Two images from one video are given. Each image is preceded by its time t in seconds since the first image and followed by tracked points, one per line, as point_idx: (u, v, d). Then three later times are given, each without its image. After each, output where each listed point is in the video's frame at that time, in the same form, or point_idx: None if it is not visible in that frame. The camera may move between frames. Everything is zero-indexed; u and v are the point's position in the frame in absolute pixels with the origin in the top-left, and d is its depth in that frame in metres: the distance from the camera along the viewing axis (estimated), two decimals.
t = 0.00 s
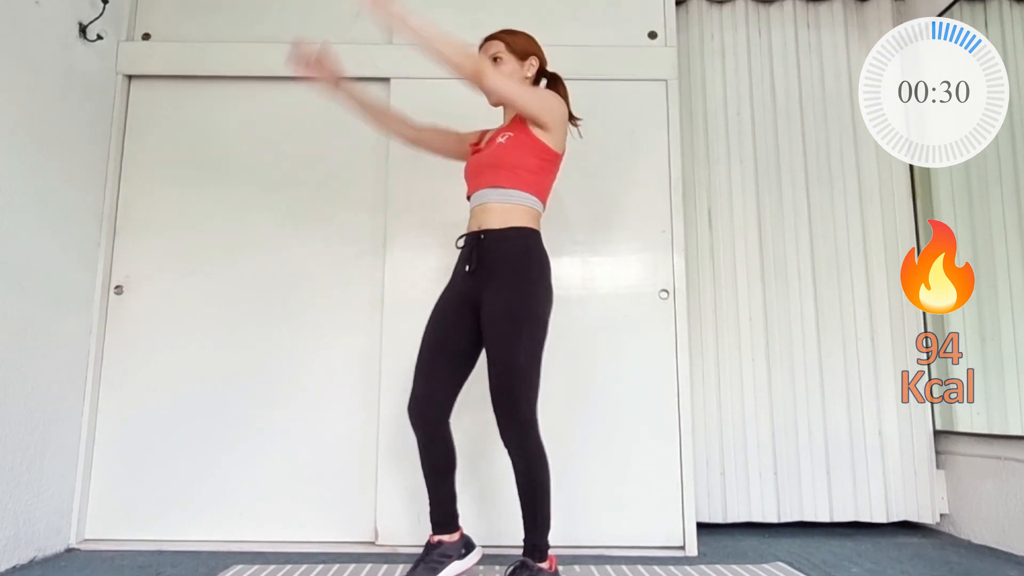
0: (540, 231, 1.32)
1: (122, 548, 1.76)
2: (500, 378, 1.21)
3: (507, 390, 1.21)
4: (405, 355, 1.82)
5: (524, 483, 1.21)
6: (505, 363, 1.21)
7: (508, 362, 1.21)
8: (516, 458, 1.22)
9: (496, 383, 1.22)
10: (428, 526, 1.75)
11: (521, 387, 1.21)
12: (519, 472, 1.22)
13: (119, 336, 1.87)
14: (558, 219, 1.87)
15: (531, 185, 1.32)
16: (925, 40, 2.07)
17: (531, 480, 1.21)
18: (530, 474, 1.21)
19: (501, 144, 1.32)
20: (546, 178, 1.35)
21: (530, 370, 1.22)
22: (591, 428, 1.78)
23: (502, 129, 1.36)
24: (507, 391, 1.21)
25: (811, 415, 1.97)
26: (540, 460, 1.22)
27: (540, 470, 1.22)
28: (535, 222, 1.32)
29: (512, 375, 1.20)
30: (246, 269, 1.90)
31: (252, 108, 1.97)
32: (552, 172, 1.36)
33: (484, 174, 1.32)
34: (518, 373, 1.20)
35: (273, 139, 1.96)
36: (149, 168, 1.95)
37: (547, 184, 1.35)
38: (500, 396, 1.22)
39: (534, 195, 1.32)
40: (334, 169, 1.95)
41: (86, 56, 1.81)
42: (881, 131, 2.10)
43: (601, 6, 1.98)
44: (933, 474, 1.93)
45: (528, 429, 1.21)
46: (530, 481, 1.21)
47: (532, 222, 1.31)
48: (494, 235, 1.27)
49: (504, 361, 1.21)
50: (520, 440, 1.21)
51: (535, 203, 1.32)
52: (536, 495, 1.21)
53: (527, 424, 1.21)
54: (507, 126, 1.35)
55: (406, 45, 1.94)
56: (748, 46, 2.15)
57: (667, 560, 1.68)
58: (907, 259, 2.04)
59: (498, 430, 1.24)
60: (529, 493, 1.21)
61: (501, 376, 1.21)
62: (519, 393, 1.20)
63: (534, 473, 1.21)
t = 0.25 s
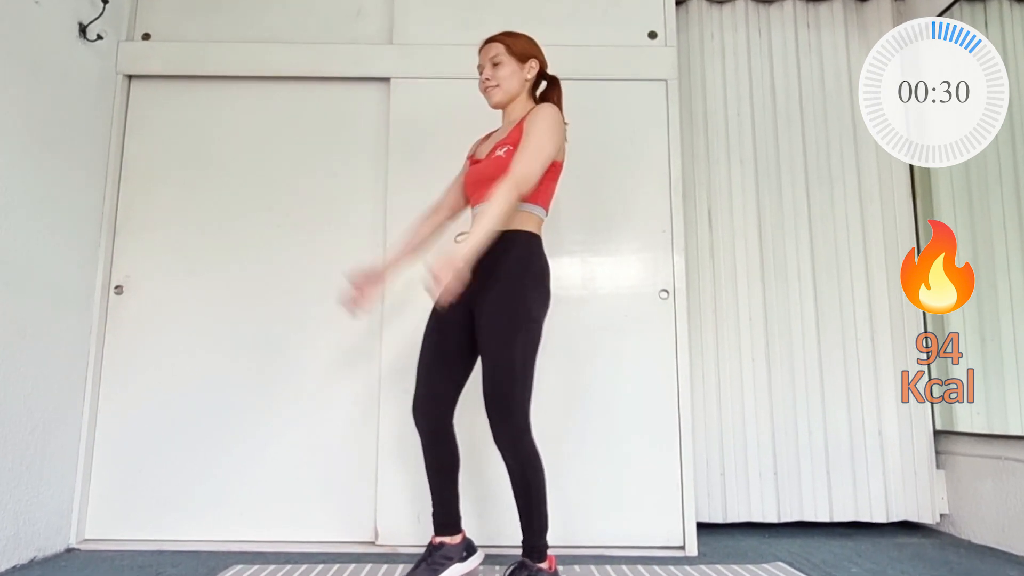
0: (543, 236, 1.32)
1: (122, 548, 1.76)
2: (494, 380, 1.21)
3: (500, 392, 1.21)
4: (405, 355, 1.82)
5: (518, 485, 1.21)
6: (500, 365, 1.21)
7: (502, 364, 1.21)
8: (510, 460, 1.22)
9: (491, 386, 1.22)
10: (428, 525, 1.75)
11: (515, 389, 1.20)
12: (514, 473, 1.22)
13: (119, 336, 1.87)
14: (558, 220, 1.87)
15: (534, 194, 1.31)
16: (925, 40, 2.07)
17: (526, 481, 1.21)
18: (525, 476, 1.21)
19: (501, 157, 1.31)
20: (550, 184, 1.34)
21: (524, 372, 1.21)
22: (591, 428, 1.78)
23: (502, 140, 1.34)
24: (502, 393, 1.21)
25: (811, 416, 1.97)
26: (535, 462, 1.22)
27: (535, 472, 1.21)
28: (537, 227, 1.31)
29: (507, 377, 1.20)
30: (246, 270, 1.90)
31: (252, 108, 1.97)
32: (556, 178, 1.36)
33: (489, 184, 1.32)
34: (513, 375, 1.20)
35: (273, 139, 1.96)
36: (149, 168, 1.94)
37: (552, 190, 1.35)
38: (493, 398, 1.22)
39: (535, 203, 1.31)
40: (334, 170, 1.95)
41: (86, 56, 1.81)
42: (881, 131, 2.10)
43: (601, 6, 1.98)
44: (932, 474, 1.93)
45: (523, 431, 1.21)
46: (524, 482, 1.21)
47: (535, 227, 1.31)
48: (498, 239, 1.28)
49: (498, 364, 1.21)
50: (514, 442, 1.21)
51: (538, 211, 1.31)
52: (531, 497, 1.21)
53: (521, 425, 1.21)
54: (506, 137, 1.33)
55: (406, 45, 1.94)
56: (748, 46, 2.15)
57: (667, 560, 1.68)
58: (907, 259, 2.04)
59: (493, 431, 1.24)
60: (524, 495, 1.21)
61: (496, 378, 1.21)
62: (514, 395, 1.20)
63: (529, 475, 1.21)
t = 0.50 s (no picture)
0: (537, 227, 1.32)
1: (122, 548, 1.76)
2: (512, 378, 1.21)
3: (518, 390, 1.21)
4: (405, 355, 1.82)
5: (533, 483, 1.21)
6: (516, 364, 1.21)
7: (519, 363, 1.21)
8: (526, 458, 1.23)
9: (508, 384, 1.22)
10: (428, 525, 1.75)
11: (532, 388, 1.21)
12: (529, 471, 1.22)
13: (119, 336, 1.87)
14: (558, 219, 1.87)
15: (523, 180, 1.31)
16: (925, 40, 2.07)
17: (540, 480, 1.21)
18: (539, 474, 1.21)
19: (492, 140, 1.32)
20: (541, 172, 1.34)
21: (541, 371, 1.22)
22: (591, 428, 1.78)
23: (496, 124, 1.35)
24: (517, 391, 1.21)
25: (811, 416, 1.97)
26: (549, 460, 1.22)
27: (549, 470, 1.22)
28: (530, 219, 1.31)
29: (523, 376, 1.21)
30: (246, 270, 1.90)
31: (251, 108, 1.97)
32: (547, 166, 1.36)
33: (479, 169, 1.33)
34: (529, 373, 1.21)
35: (273, 139, 1.96)
36: (149, 168, 1.95)
37: (542, 178, 1.35)
38: (511, 396, 1.22)
39: (524, 189, 1.31)
40: (334, 169, 1.95)
41: (86, 56, 1.81)
42: (881, 131, 2.10)
43: (601, 6, 1.98)
44: (932, 474, 1.93)
45: (538, 430, 1.21)
46: (538, 480, 1.21)
47: (528, 219, 1.31)
48: (498, 238, 1.27)
49: (515, 362, 1.22)
50: (530, 440, 1.21)
51: (527, 199, 1.31)
52: (545, 495, 1.22)
53: (537, 424, 1.21)
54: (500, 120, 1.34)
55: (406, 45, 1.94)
56: (748, 46, 2.15)
57: (667, 560, 1.68)
58: (907, 259, 2.04)
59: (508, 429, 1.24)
60: (538, 494, 1.21)
61: (512, 376, 1.21)
62: (530, 393, 1.20)
63: (543, 473, 1.21)
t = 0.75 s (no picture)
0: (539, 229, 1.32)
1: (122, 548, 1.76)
2: (510, 379, 1.21)
3: (516, 390, 1.21)
4: (405, 355, 1.82)
5: (532, 483, 1.21)
6: (515, 363, 1.21)
7: (517, 362, 1.21)
8: (525, 458, 1.22)
9: (507, 384, 1.22)
10: (428, 525, 1.75)
11: (531, 388, 1.21)
12: (528, 471, 1.22)
13: (119, 336, 1.87)
14: (558, 219, 1.87)
15: (527, 183, 1.31)
16: (925, 40, 2.07)
17: (540, 480, 1.21)
18: (538, 474, 1.21)
19: (496, 142, 1.31)
20: (542, 175, 1.34)
21: (540, 371, 1.22)
22: (591, 428, 1.78)
23: (499, 125, 1.35)
24: (517, 391, 1.21)
25: (810, 416, 1.97)
26: (549, 460, 1.22)
27: (548, 470, 1.22)
28: (532, 221, 1.32)
29: (523, 376, 1.21)
30: (246, 269, 1.90)
31: (251, 108, 1.97)
32: (549, 169, 1.36)
33: (480, 171, 1.33)
34: (528, 374, 1.20)
35: (273, 139, 1.96)
36: (149, 168, 1.94)
37: (544, 180, 1.35)
38: (510, 396, 1.22)
39: (527, 191, 1.31)
40: (334, 169, 1.95)
41: (86, 56, 1.81)
42: (881, 131, 2.10)
43: (601, 6, 1.98)
44: (932, 474, 1.93)
45: (538, 429, 1.21)
46: (538, 481, 1.21)
47: (529, 221, 1.31)
48: (495, 239, 1.28)
49: (514, 363, 1.21)
50: (530, 440, 1.21)
51: (530, 202, 1.32)
52: (545, 495, 1.21)
53: (536, 424, 1.21)
54: (503, 122, 1.34)
55: (405, 45, 1.94)
56: (748, 46, 2.15)
57: (667, 560, 1.68)
58: (907, 260, 2.04)
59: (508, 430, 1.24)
60: (537, 493, 1.21)
61: (511, 376, 1.21)
62: (529, 393, 1.20)
63: (543, 473, 1.21)
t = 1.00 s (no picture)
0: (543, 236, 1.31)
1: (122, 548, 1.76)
2: (498, 379, 1.21)
3: (504, 391, 1.21)
4: (405, 355, 1.82)
5: (522, 484, 1.21)
6: (503, 364, 1.21)
7: (505, 363, 1.21)
8: (514, 459, 1.22)
9: (494, 385, 1.22)
10: (428, 525, 1.75)
11: (519, 389, 1.21)
12: (517, 472, 1.22)
13: (119, 336, 1.87)
14: (559, 220, 1.87)
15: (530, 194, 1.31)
16: (925, 40, 2.07)
17: (528, 480, 1.21)
18: (528, 475, 1.21)
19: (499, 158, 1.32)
20: (550, 184, 1.35)
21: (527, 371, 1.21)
22: (591, 428, 1.78)
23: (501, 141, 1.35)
24: (505, 391, 1.21)
25: (810, 416, 1.97)
26: (538, 461, 1.22)
27: (537, 470, 1.22)
28: (536, 228, 1.31)
29: (511, 376, 1.21)
30: (246, 270, 1.90)
31: (251, 109, 1.97)
32: (553, 177, 1.35)
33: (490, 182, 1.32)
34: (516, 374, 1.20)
35: (273, 139, 1.96)
36: (149, 168, 1.94)
37: (551, 189, 1.35)
38: (497, 397, 1.22)
39: (532, 204, 1.30)
40: (335, 170, 1.95)
41: (86, 56, 1.81)
42: (881, 131, 2.10)
43: (601, 6, 1.98)
44: (932, 474, 1.93)
45: (526, 429, 1.21)
46: (528, 482, 1.21)
47: (536, 228, 1.31)
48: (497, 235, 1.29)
49: (502, 363, 1.21)
50: (517, 441, 1.21)
51: (535, 212, 1.31)
52: (535, 496, 1.21)
53: (524, 424, 1.21)
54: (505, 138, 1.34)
55: (406, 45, 1.94)
56: (748, 46, 2.15)
57: (667, 560, 1.68)
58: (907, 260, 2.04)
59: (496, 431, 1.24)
60: (526, 493, 1.21)
61: (498, 375, 1.21)
62: (517, 393, 1.20)
63: (532, 473, 1.21)
